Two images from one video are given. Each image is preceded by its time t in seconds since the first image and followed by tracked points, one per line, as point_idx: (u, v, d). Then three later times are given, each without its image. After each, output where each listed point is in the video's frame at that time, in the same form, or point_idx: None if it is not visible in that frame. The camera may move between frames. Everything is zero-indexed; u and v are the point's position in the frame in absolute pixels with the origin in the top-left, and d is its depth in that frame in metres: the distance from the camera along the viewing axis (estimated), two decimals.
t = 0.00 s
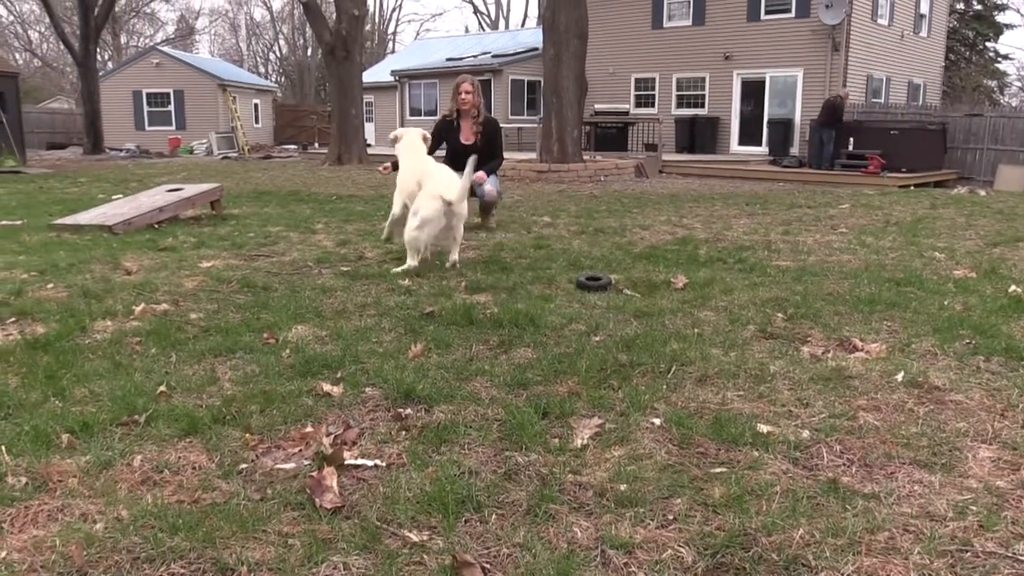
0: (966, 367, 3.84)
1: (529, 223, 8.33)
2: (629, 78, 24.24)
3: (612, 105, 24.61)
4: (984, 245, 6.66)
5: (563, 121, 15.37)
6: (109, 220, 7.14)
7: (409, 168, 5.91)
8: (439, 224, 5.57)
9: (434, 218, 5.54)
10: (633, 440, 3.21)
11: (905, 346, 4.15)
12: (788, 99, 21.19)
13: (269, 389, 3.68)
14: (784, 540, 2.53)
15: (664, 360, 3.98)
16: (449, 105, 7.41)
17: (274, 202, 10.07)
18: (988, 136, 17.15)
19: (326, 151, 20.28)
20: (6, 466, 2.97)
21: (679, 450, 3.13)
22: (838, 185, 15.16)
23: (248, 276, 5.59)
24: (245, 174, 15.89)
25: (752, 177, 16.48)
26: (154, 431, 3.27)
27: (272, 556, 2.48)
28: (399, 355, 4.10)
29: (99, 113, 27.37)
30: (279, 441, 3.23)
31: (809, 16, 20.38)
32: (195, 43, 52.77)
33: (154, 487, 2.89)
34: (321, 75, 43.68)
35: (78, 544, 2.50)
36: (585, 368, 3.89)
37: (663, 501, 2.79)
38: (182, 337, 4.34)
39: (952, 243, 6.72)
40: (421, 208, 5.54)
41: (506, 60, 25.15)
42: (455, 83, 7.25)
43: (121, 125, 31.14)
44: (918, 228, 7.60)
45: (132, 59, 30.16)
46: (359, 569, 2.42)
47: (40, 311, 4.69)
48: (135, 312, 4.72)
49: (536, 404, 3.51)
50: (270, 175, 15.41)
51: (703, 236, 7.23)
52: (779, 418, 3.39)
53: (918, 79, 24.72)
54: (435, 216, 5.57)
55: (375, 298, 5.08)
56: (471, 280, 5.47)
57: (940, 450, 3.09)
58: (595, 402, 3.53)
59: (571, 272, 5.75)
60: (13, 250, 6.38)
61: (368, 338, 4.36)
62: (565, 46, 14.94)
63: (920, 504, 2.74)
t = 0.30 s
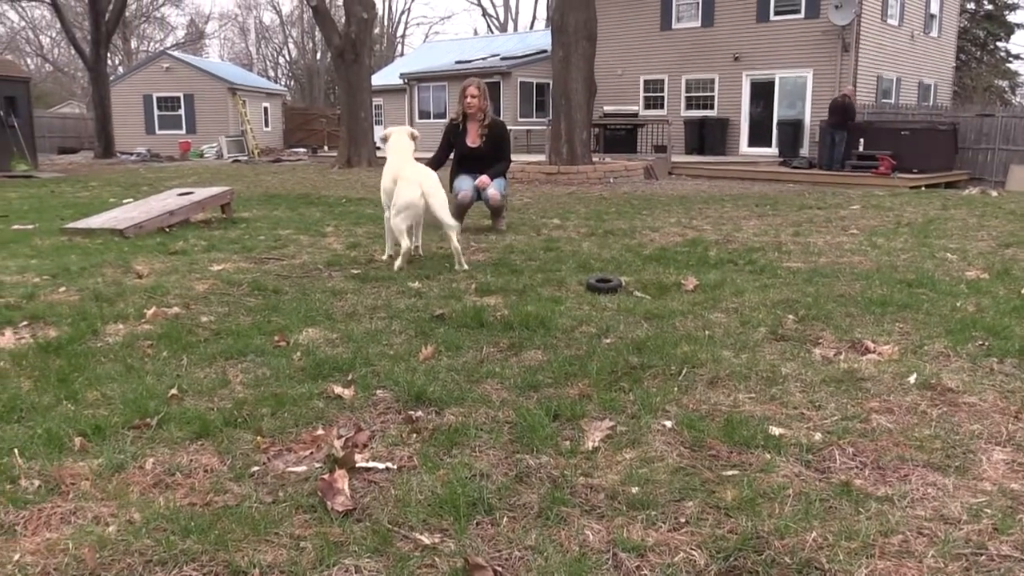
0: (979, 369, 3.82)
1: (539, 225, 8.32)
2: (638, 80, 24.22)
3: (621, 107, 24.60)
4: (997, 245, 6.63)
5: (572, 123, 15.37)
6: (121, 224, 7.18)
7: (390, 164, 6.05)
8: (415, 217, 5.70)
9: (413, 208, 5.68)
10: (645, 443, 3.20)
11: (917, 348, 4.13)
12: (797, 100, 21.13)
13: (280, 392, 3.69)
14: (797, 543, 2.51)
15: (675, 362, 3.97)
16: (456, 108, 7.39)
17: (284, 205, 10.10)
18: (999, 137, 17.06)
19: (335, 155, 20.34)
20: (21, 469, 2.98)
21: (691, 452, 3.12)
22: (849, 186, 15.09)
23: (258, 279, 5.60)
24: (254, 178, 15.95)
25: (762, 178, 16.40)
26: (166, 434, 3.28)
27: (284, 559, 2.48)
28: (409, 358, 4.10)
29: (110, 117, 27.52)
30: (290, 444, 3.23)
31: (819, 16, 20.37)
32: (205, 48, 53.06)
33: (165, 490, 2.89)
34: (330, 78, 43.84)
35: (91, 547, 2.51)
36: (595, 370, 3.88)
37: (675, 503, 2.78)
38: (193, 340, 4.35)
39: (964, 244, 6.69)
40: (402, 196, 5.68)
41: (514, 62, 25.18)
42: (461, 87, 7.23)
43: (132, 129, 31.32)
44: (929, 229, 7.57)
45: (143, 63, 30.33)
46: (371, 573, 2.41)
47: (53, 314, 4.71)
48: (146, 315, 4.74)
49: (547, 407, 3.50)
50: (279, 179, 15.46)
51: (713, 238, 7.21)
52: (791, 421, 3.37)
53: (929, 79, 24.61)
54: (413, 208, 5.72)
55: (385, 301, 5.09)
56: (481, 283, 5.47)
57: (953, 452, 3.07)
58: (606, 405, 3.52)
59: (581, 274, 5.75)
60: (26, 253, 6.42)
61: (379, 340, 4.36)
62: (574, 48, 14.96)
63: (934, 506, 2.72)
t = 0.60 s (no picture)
0: (996, 371, 3.79)
1: (551, 227, 8.31)
2: (650, 82, 24.20)
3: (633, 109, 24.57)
4: (1015, 247, 6.58)
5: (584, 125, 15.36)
6: (135, 226, 7.21)
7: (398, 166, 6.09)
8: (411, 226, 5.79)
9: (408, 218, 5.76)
10: (660, 446, 3.19)
11: (933, 350, 4.11)
12: (811, 101, 21.07)
13: (294, 394, 3.70)
14: (815, 548, 2.50)
15: (689, 364, 3.96)
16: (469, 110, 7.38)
17: (297, 208, 10.12)
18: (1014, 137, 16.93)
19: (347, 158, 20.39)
20: (38, 471, 3.01)
21: (706, 455, 3.11)
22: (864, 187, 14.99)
23: (272, 282, 5.62)
24: (266, 180, 16.01)
25: (775, 180, 16.33)
26: (182, 436, 3.30)
27: (300, 561, 2.48)
28: (423, 360, 4.11)
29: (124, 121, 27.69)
30: (305, 446, 3.24)
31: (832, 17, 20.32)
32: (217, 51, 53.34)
33: (181, 492, 2.90)
34: (342, 81, 43.98)
35: (108, 548, 2.52)
36: (610, 372, 3.87)
37: (690, 507, 2.77)
38: (208, 342, 4.37)
39: (980, 245, 6.64)
40: (398, 206, 5.76)
41: (526, 65, 25.20)
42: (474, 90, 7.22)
43: (146, 132, 31.51)
44: (945, 230, 7.52)
45: (156, 67, 30.50)
46: None
47: (69, 317, 4.74)
48: (162, 318, 4.76)
49: (561, 409, 3.49)
50: (291, 181, 15.50)
51: (726, 240, 7.18)
52: (807, 424, 3.36)
53: (942, 80, 24.47)
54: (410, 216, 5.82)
55: (398, 303, 5.10)
56: (494, 285, 5.47)
57: (971, 456, 3.05)
58: (620, 407, 3.51)
59: (594, 276, 5.74)
60: (43, 256, 6.46)
61: (392, 342, 4.37)
62: (586, 50, 14.96)
63: (953, 510, 2.70)
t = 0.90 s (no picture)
0: (1020, 376, 3.75)
1: (567, 229, 8.30)
2: (667, 84, 24.16)
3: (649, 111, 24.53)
4: None
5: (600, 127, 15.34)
6: (154, 229, 7.26)
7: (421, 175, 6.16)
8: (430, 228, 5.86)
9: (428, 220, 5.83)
10: (678, 450, 3.18)
11: (954, 355, 4.07)
12: (828, 103, 20.94)
13: (312, 396, 3.71)
14: (836, 554, 2.48)
15: (707, 368, 3.95)
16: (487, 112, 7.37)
17: (313, 210, 10.17)
18: None
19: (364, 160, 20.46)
20: (60, 471, 3.03)
21: (725, 460, 3.10)
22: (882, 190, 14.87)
23: (289, 284, 5.64)
24: (283, 183, 16.09)
25: (792, 183, 16.25)
26: (202, 437, 3.32)
27: (319, 563, 2.48)
28: (440, 363, 4.11)
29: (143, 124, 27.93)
30: (323, 448, 3.25)
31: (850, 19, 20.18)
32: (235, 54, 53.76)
33: (201, 493, 2.92)
34: (358, 84, 44.18)
35: (128, 549, 2.54)
36: (627, 376, 3.87)
37: (709, 511, 2.76)
38: (226, 344, 4.40)
39: (1001, 249, 6.58)
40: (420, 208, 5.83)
41: (542, 67, 25.22)
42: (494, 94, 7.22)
43: (164, 135, 31.77)
44: (966, 233, 7.45)
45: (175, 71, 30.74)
46: None
47: (89, 318, 4.77)
48: (180, 319, 4.79)
49: (579, 413, 3.49)
50: (308, 184, 15.58)
51: (743, 242, 7.15)
52: (827, 429, 3.33)
53: (962, 82, 24.27)
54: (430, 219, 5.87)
55: (415, 305, 5.11)
56: (511, 288, 5.47)
57: (994, 462, 3.02)
58: (638, 411, 3.50)
59: (610, 279, 5.73)
60: (63, 258, 6.52)
61: (409, 345, 4.38)
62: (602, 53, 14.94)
63: (976, 517, 2.67)
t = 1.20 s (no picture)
0: None
1: (585, 233, 8.29)
2: (684, 87, 24.12)
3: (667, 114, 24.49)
4: None
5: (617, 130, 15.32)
6: (173, 231, 7.31)
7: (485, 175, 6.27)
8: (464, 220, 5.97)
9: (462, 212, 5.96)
10: (698, 455, 3.17)
11: (977, 360, 4.04)
12: (846, 106, 20.82)
13: (330, 399, 3.73)
14: (858, 561, 2.46)
15: (727, 373, 3.94)
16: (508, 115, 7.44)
17: (331, 213, 10.22)
18: None
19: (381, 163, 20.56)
20: (81, 472, 3.06)
21: (745, 465, 3.08)
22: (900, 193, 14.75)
23: (307, 286, 5.67)
24: (300, 186, 16.19)
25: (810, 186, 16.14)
26: (221, 440, 3.33)
27: (338, 566, 2.49)
28: (459, 366, 4.12)
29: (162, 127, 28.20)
30: (342, 451, 3.26)
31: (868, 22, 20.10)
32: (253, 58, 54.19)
33: (221, 495, 2.93)
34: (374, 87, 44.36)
35: (150, 550, 2.56)
36: (646, 380, 3.86)
37: (729, 517, 2.74)
38: (245, 346, 4.43)
39: None
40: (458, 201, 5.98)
41: (559, 71, 25.24)
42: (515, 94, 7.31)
43: (184, 138, 32.05)
44: (989, 237, 7.39)
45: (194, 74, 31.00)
46: None
47: (109, 320, 4.81)
48: (200, 321, 4.82)
49: (598, 417, 3.48)
50: (325, 186, 15.67)
51: (762, 246, 7.11)
52: (848, 435, 3.31)
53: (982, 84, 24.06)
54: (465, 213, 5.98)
55: (433, 308, 5.12)
56: (528, 291, 5.47)
57: (1018, 469, 2.99)
58: (657, 416, 3.49)
59: (628, 283, 5.72)
60: (84, 260, 6.58)
61: (427, 348, 4.39)
62: (620, 56, 14.92)
63: (1000, 525, 2.64)
